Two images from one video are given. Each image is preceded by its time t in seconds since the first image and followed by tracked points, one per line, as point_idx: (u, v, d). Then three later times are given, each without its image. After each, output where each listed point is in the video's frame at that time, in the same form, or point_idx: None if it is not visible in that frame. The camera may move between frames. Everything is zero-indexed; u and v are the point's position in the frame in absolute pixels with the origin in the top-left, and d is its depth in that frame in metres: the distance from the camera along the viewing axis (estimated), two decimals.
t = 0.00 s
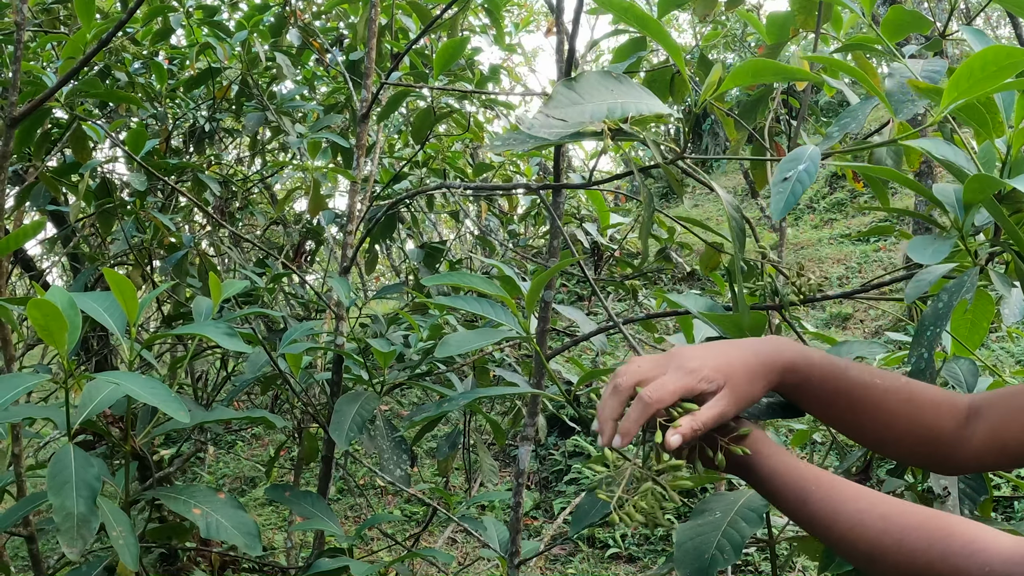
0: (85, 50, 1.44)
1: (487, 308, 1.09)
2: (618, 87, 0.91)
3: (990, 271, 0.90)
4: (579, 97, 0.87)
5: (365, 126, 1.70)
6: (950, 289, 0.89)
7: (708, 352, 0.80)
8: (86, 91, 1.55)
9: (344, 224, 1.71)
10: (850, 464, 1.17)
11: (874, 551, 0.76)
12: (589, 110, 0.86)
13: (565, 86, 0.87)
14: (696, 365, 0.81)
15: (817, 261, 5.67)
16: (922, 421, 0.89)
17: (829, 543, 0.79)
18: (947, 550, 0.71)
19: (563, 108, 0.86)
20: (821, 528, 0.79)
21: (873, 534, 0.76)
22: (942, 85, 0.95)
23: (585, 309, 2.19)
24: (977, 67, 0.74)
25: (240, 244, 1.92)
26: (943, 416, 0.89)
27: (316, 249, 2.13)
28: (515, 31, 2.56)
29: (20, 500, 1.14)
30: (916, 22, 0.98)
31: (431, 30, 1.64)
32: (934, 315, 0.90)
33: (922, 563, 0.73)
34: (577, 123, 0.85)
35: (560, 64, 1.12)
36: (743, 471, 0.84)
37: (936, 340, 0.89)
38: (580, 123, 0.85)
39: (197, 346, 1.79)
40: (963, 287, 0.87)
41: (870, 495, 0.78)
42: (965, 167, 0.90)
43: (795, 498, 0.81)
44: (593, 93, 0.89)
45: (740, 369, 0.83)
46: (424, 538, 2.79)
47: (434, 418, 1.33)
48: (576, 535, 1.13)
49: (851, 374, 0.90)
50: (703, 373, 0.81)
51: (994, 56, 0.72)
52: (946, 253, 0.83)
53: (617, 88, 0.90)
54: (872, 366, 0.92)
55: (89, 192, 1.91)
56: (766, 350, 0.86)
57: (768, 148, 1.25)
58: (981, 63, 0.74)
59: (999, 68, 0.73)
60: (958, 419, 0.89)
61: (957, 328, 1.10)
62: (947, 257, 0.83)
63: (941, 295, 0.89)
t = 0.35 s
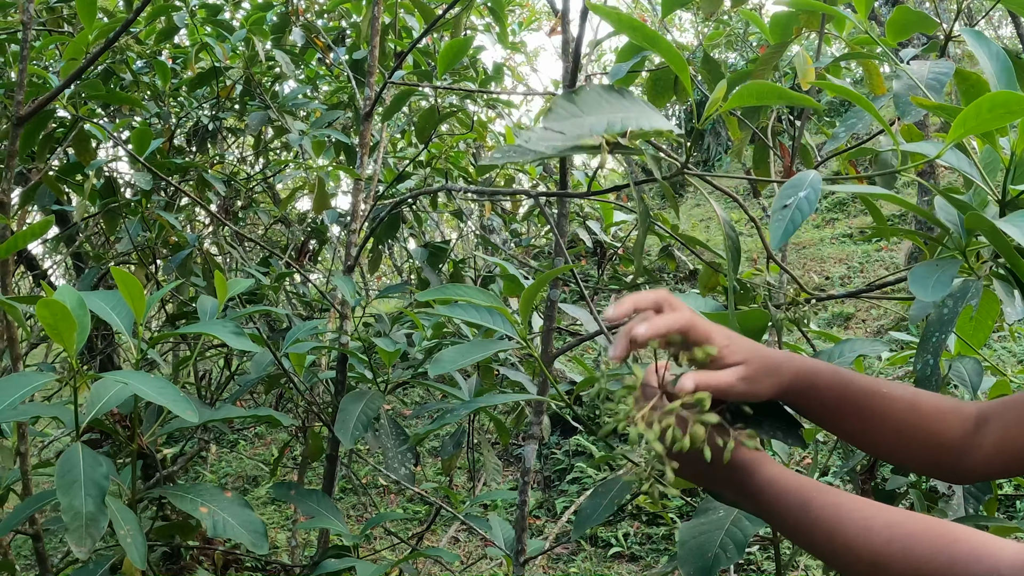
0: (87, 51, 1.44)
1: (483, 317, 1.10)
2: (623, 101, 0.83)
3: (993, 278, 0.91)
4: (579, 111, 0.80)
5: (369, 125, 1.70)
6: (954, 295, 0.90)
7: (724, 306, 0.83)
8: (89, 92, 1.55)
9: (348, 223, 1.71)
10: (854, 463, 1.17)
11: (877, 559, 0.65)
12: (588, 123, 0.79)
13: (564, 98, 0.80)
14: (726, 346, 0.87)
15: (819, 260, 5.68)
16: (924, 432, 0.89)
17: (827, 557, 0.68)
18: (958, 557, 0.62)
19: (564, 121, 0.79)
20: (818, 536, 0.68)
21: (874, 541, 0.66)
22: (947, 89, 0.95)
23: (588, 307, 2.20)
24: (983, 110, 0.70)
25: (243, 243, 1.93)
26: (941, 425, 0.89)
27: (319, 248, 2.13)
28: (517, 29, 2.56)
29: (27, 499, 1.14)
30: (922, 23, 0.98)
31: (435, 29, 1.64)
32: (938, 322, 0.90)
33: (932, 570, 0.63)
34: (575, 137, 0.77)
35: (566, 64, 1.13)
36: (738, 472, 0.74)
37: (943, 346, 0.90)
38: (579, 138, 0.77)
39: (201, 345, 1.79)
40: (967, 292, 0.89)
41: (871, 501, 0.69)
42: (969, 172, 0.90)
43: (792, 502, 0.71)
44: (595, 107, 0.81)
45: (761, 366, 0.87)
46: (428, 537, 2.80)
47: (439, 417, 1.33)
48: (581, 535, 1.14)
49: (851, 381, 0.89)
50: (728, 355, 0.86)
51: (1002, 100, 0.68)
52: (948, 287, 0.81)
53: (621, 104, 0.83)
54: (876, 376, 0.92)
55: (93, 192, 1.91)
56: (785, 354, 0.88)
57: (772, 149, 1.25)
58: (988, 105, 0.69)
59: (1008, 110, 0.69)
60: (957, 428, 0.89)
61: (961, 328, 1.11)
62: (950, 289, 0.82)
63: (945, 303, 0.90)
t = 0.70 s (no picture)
0: (87, 51, 1.44)
1: (499, 305, 1.11)
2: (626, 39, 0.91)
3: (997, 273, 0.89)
4: (589, 42, 0.89)
5: (370, 125, 1.70)
6: (957, 290, 0.89)
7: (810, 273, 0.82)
8: (90, 91, 1.56)
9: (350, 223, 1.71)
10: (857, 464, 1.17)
11: (885, 519, 0.74)
12: (602, 54, 0.87)
13: (581, 32, 0.89)
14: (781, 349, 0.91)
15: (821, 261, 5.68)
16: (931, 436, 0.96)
17: (833, 515, 0.76)
18: (961, 531, 0.71)
19: (575, 50, 0.87)
20: (833, 495, 0.75)
21: (889, 505, 0.74)
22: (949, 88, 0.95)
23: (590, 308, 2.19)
24: (983, 36, 0.72)
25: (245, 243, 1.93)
26: (953, 448, 0.96)
27: (321, 249, 2.13)
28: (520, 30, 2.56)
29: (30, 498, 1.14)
30: (926, 27, 0.99)
31: (436, 29, 1.64)
32: (941, 316, 0.89)
33: (937, 537, 0.72)
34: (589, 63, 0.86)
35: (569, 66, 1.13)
36: (765, 420, 0.79)
37: (944, 341, 0.88)
38: (593, 62, 0.85)
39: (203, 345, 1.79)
40: (970, 288, 0.87)
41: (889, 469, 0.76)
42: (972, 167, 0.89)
43: (814, 460, 0.77)
44: (606, 45, 0.90)
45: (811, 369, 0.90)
46: (430, 537, 2.80)
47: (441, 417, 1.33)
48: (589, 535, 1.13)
49: (885, 391, 0.95)
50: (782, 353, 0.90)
51: (1001, 24, 0.70)
52: (948, 248, 0.89)
53: (625, 39, 0.90)
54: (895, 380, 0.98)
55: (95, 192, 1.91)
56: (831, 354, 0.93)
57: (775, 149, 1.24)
58: (987, 31, 0.71)
59: (1010, 33, 0.70)
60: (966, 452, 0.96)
61: (962, 328, 1.10)
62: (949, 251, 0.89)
63: (948, 296, 0.89)
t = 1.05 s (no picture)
0: (91, 53, 1.45)
1: (499, 306, 1.11)
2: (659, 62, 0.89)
3: (998, 279, 0.90)
4: (624, 62, 0.86)
5: (372, 126, 1.71)
6: (957, 298, 0.89)
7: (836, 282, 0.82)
8: (93, 94, 1.56)
9: (351, 224, 1.72)
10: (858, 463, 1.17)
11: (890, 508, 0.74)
12: (637, 75, 0.85)
13: (615, 50, 0.86)
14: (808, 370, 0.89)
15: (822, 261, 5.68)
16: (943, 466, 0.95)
17: (841, 507, 0.76)
18: (960, 515, 0.72)
19: (611, 68, 0.85)
20: (841, 487, 0.76)
21: (893, 493, 0.74)
22: (948, 92, 0.95)
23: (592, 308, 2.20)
24: (991, 68, 0.72)
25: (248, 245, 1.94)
26: (960, 476, 0.95)
27: (323, 249, 2.14)
28: (521, 30, 2.56)
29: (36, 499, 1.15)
30: (926, 28, 0.99)
31: (437, 30, 1.64)
32: (940, 323, 0.90)
33: (941, 522, 0.72)
34: (625, 83, 0.83)
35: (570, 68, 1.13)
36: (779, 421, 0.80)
37: (944, 348, 0.88)
38: (629, 83, 0.83)
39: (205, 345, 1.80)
40: (970, 295, 0.88)
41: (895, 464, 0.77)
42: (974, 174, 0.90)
43: (824, 454, 0.78)
44: (640, 65, 0.87)
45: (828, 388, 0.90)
46: (431, 537, 2.81)
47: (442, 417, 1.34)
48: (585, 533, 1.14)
49: (899, 417, 0.93)
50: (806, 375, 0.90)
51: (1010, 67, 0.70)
52: (969, 267, 0.79)
53: (659, 62, 0.88)
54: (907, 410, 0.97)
55: (98, 193, 1.92)
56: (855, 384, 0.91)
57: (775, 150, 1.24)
58: (997, 64, 0.72)
59: (1014, 68, 0.71)
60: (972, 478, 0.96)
61: (962, 330, 1.11)
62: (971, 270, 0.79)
63: (948, 303, 0.90)
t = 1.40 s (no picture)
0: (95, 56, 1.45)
1: (495, 311, 1.11)
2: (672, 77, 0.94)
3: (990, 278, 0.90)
4: (638, 75, 0.91)
5: (374, 128, 1.71)
6: (950, 295, 0.89)
7: (828, 291, 0.83)
8: (96, 96, 1.57)
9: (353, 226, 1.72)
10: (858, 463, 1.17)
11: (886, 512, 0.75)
12: (648, 85, 0.90)
13: (629, 62, 0.92)
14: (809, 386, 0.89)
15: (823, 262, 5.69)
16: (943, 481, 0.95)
17: (838, 513, 0.77)
18: (954, 515, 0.72)
19: (625, 79, 0.90)
20: (838, 493, 0.77)
21: (889, 497, 0.75)
22: (943, 94, 0.96)
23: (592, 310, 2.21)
24: (990, 90, 0.74)
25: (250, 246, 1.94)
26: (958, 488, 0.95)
27: (324, 251, 2.14)
28: (522, 32, 2.57)
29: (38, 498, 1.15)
30: (921, 30, 0.99)
31: (439, 33, 1.64)
32: (934, 321, 0.89)
33: (936, 521, 0.72)
34: (637, 92, 0.88)
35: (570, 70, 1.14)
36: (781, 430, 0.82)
37: (938, 345, 0.88)
38: (640, 92, 0.88)
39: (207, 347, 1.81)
40: (963, 293, 0.88)
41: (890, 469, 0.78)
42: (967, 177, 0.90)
43: (822, 462, 0.79)
44: (652, 77, 0.92)
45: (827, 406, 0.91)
46: (432, 538, 2.81)
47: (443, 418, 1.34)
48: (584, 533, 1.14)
49: (895, 432, 0.94)
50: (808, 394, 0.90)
51: (1005, 78, 0.72)
52: (954, 255, 0.83)
53: (671, 75, 0.93)
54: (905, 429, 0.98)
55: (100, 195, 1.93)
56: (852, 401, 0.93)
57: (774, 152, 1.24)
58: (995, 86, 0.73)
59: (1013, 90, 0.73)
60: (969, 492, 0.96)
61: (958, 331, 1.11)
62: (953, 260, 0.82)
63: (941, 301, 0.89)
